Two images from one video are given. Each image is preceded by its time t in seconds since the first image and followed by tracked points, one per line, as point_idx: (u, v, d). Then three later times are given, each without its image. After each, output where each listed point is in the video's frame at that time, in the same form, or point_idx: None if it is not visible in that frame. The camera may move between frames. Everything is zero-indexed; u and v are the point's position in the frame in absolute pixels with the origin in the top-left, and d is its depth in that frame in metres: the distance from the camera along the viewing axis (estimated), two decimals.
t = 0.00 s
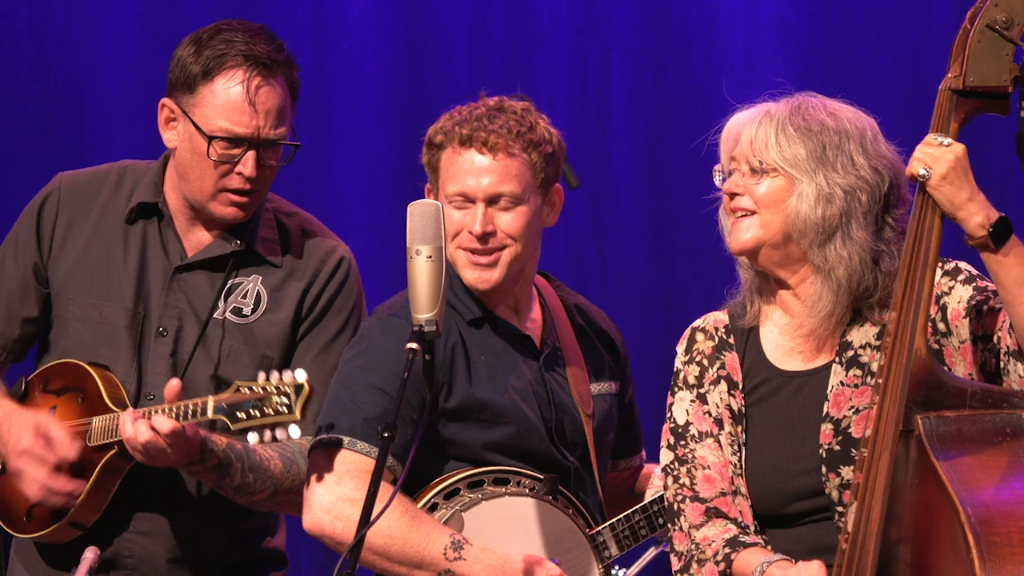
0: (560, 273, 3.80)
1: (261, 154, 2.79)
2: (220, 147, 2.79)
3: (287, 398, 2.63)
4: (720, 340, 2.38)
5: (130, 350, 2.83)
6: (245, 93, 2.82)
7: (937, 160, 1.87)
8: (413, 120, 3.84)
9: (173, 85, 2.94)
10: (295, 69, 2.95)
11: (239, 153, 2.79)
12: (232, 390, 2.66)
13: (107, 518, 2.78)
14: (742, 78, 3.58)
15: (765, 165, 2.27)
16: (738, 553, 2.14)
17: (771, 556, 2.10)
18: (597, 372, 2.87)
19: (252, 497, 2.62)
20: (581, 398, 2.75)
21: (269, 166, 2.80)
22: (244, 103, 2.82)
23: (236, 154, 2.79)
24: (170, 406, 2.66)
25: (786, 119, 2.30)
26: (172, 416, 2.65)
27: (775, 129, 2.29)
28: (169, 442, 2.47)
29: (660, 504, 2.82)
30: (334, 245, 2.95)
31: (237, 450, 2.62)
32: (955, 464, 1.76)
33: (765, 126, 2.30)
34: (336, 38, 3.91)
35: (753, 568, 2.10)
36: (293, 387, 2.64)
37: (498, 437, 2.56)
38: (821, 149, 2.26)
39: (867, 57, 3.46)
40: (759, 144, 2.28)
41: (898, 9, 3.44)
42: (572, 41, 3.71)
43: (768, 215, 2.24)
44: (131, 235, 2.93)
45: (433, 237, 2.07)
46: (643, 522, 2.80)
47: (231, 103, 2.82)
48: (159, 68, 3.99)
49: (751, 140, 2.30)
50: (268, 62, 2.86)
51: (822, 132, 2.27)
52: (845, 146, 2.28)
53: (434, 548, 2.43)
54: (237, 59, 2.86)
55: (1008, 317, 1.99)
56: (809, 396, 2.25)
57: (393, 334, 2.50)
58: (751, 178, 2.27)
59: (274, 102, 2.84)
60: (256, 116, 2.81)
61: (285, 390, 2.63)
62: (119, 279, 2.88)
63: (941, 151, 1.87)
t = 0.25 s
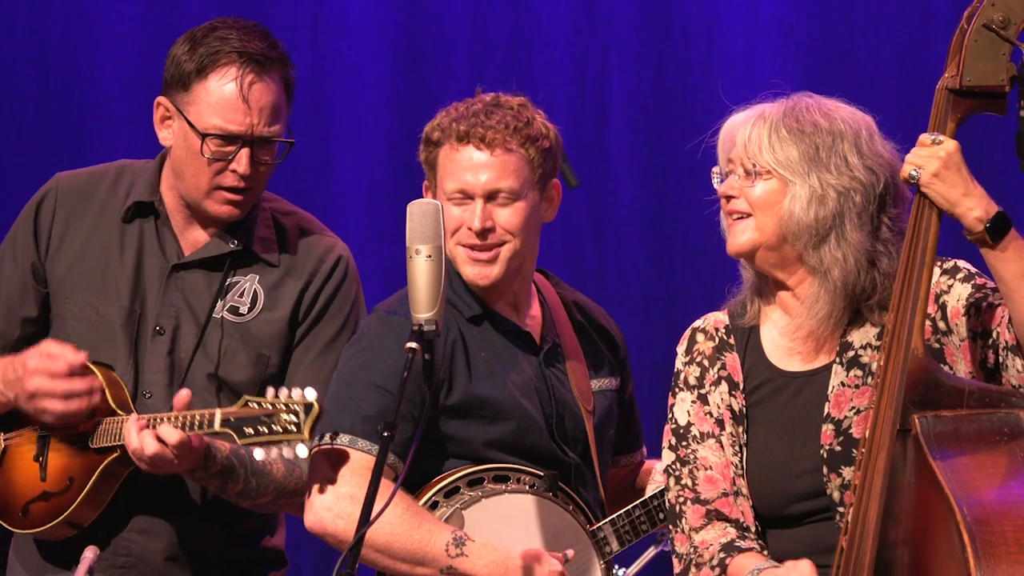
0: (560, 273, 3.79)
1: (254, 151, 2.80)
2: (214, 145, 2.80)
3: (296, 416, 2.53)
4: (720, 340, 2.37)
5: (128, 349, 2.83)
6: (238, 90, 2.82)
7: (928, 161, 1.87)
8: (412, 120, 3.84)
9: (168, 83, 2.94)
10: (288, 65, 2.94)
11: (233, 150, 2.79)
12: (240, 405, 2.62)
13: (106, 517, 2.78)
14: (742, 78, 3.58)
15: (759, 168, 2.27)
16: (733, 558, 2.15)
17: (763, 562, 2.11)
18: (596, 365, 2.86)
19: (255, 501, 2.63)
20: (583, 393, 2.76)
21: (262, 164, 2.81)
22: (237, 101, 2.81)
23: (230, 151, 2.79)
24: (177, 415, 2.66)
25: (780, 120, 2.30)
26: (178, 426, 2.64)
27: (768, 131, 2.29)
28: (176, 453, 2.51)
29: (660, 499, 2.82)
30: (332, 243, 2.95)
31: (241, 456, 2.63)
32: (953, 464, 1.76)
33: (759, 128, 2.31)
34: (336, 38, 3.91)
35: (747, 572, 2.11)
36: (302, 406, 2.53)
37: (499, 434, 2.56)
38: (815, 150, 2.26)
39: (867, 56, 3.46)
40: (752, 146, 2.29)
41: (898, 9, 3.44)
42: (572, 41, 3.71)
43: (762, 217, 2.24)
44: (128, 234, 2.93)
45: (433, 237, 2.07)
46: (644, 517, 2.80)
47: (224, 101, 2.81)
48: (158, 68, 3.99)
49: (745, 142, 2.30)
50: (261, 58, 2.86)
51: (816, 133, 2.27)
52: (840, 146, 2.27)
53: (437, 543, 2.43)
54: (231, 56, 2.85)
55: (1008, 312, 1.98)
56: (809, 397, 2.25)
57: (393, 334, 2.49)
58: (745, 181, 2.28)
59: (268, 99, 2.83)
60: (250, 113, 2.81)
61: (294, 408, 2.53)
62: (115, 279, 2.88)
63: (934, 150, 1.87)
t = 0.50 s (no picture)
0: (560, 273, 3.79)
1: (256, 151, 2.80)
2: (215, 144, 2.80)
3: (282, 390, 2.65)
4: (720, 341, 2.37)
5: (128, 349, 2.83)
6: (240, 89, 2.82)
7: (933, 159, 1.87)
8: (412, 120, 3.84)
9: (169, 82, 2.95)
10: (291, 66, 2.93)
11: (234, 150, 2.79)
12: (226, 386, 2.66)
13: (107, 516, 2.78)
14: (742, 78, 3.58)
15: (751, 171, 2.28)
16: (740, 547, 2.13)
17: (773, 546, 2.09)
18: (594, 365, 2.87)
19: (251, 494, 2.62)
20: (581, 396, 2.76)
21: (264, 164, 2.81)
22: (240, 100, 2.81)
23: (232, 151, 2.79)
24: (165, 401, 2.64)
25: (773, 123, 2.30)
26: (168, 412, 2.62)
27: (761, 134, 2.30)
28: (168, 438, 2.49)
29: (659, 500, 2.82)
30: (332, 243, 2.95)
31: (235, 447, 2.63)
32: (952, 463, 1.76)
33: (753, 130, 2.31)
34: (336, 38, 3.91)
35: (755, 560, 2.08)
36: (288, 379, 2.66)
37: (498, 432, 2.56)
38: (805, 154, 2.26)
39: (867, 57, 3.46)
40: (745, 149, 2.29)
41: (898, 9, 3.44)
42: (572, 41, 3.71)
43: (754, 221, 2.26)
44: (129, 234, 2.92)
45: (432, 236, 2.06)
46: (642, 518, 2.80)
47: (227, 100, 2.82)
48: (158, 68, 3.99)
49: (739, 144, 2.31)
50: (264, 58, 2.86)
51: (807, 137, 2.28)
52: (831, 150, 2.28)
53: (434, 544, 2.43)
54: (233, 55, 2.86)
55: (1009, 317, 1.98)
56: (807, 399, 2.25)
57: (392, 331, 2.49)
58: (738, 184, 2.29)
59: (270, 99, 2.83)
60: (252, 113, 2.81)
61: (280, 383, 2.65)
62: (115, 278, 2.88)
63: (938, 149, 1.87)
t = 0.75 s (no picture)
0: (559, 273, 3.79)
1: (254, 149, 2.80)
2: (214, 141, 2.80)
3: (293, 411, 2.56)
4: (720, 341, 2.36)
5: (127, 349, 2.83)
6: (239, 88, 2.82)
7: (936, 156, 1.87)
8: (412, 120, 3.84)
9: (168, 80, 2.95)
10: (290, 65, 2.95)
11: (233, 147, 2.79)
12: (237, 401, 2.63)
13: (106, 516, 2.78)
14: (742, 78, 3.58)
15: (746, 179, 2.28)
16: (748, 547, 2.13)
17: (782, 549, 2.09)
18: (594, 371, 2.87)
19: (254, 497, 2.63)
20: (581, 398, 2.76)
21: (262, 160, 2.81)
22: (238, 98, 2.81)
23: (230, 148, 2.79)
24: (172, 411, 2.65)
25: (766, 130, 2.30)
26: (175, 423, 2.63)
27: (755, 141, 2.29)
28: (173, 450, 2.49)
29: (659, 502, 2.82)
30: (331, 241, 2.95)
31: (239, 451, 2.63)
32: (954, 463, 1.76)
33: (747, 137, 2.31)
34: (336, 38, 3.91)
35: (764, 561, 2.08)
36: (299, 401, 2.56)
37: (498, 435, 2.56)
38: (799, 161, 2.26)
39: (867, 56, 3.46)
40: (739, 157, 2.29)
41: (898, 9, 3.44)
42: (572, 41, 3.71)
43: (749, 229, 2.26)
44: (127, 233, 2.93)
45: (432, 235, 2.06)
46: (642, 519, 2.79)
47: (225, 98, 2.82)
48: (158, 68, 3.99)
49: (733, 151, 2.31)
50: (263, 57, 2.86)
51: (800, 144, 2.27)
52: (824, 155, 2.27)
53: (433, 545, 2.43)
54: (232, 53, 2.86)
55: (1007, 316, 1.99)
56: (806, 400, 2.25)
57: (393, 332, 2.49)
58: (733, 192, 2.29)
59: (269, 98, 2.83)
60: (250, 111, 2.81)
61: (292, 404, 2.56)
62: (114, 278, 2.88)
63: (941, 147, 1.87)
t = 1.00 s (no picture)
0: (559, 272, 3.79)
1: (257, 147, 2.80)
2: (216, 142, 2.80)
3: (280, 386, 2.68)
4: (719, 343, 2.36)
5: (128, 349, 2.83)
6: (239, 87, 2.82)
7: (934, 160, 1.87)
8: (412, 120, 3.84)
9: (168, 82, 2.95)
10: (288, 63, 2.94)
11: (235, 147, 2.79)
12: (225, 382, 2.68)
13: (107, 516, 2.79)
14: (742, 78, 3.58)
15: (747, 182, 2.28)
16: (735, 555, 2.14)
17: (768, 556, 2.11)
18: (594, 364, 2.87)
19: (251, 493, 2.61)
20: (581, 396, 2.76)
21: (266, 158, 2.81)
22: (238, 97, 2.81)
23: (232, 148, 2.79)
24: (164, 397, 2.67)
25: (767, 133, 2.29)
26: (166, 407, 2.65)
27: (756, 145, 2.29)
28: (165, 436, 2.49)
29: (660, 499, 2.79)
30: (332, 241, 2.95)
31: (236, 444, 2.63)
32: (957, 462, 1.77)
33: (748, 140, 2.30)
34: (336, 38, 3.91)
35: (750, 567, 2.11)
36: (285, 374, 2.68)
37: (498, 432, 2.56)
38: (801, 165, 2.26)
39: (867, 57, 3.47)
40: (740, 160, 2.29)
41: (898, 9, 3.44)
42: (572, 41, 3.71)
43: (750, 234, 2.26)
44: (128, 233, 2.92)
45: (432, 235, 2.06)
46: (643, 518, 2.77)
47: (225, 98, 2.82)
48: (158, 68, 3.99)
49: (734, 154, 2.30)
50: (260, 55, 2.86)
51: (802, 148, 2.27)
52: (826, 160, 2.27)
53: (434, 543, 2.43)
54: (230, 53, 2.86)
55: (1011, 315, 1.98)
56: (808, 401, 2.25)
57: (392, 332, 2.49)
58: (735, 196, 2.28)
59: (269, 96, 2.84)
60: (251, 111, 2.81)
61: (277, 378, 2.68)
62: (116, 278, 2.88)
63: (939, 150, 1.87)
